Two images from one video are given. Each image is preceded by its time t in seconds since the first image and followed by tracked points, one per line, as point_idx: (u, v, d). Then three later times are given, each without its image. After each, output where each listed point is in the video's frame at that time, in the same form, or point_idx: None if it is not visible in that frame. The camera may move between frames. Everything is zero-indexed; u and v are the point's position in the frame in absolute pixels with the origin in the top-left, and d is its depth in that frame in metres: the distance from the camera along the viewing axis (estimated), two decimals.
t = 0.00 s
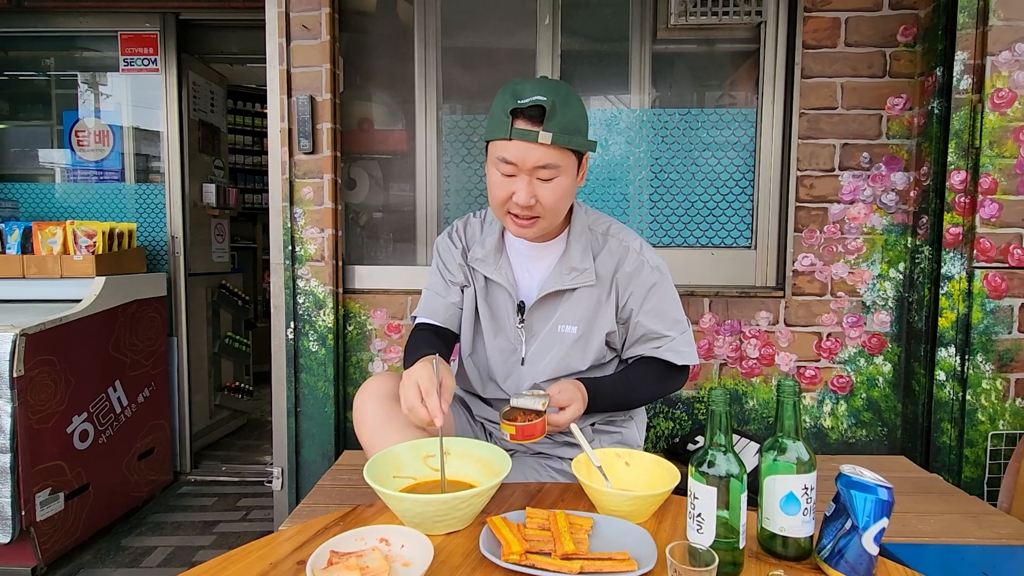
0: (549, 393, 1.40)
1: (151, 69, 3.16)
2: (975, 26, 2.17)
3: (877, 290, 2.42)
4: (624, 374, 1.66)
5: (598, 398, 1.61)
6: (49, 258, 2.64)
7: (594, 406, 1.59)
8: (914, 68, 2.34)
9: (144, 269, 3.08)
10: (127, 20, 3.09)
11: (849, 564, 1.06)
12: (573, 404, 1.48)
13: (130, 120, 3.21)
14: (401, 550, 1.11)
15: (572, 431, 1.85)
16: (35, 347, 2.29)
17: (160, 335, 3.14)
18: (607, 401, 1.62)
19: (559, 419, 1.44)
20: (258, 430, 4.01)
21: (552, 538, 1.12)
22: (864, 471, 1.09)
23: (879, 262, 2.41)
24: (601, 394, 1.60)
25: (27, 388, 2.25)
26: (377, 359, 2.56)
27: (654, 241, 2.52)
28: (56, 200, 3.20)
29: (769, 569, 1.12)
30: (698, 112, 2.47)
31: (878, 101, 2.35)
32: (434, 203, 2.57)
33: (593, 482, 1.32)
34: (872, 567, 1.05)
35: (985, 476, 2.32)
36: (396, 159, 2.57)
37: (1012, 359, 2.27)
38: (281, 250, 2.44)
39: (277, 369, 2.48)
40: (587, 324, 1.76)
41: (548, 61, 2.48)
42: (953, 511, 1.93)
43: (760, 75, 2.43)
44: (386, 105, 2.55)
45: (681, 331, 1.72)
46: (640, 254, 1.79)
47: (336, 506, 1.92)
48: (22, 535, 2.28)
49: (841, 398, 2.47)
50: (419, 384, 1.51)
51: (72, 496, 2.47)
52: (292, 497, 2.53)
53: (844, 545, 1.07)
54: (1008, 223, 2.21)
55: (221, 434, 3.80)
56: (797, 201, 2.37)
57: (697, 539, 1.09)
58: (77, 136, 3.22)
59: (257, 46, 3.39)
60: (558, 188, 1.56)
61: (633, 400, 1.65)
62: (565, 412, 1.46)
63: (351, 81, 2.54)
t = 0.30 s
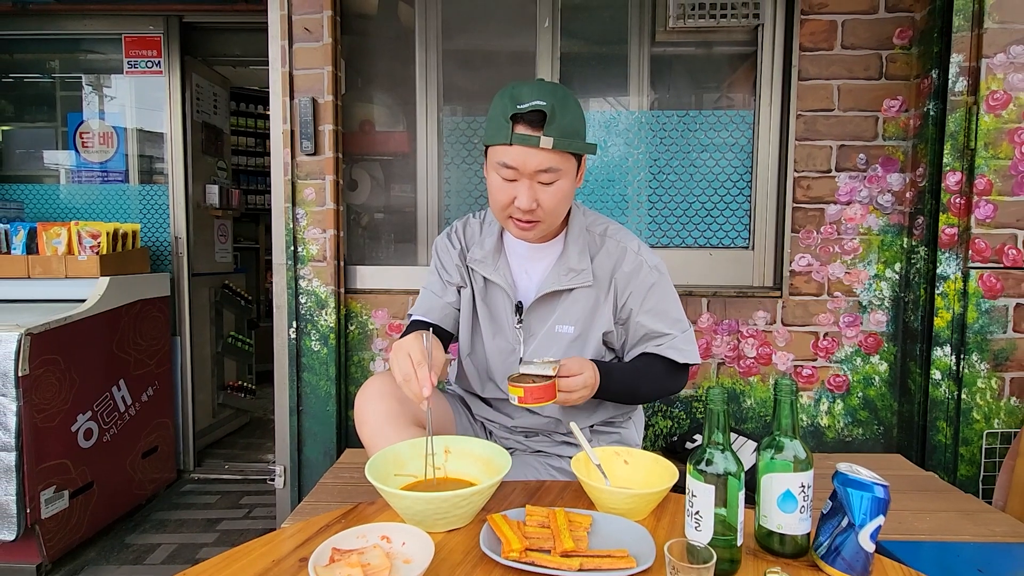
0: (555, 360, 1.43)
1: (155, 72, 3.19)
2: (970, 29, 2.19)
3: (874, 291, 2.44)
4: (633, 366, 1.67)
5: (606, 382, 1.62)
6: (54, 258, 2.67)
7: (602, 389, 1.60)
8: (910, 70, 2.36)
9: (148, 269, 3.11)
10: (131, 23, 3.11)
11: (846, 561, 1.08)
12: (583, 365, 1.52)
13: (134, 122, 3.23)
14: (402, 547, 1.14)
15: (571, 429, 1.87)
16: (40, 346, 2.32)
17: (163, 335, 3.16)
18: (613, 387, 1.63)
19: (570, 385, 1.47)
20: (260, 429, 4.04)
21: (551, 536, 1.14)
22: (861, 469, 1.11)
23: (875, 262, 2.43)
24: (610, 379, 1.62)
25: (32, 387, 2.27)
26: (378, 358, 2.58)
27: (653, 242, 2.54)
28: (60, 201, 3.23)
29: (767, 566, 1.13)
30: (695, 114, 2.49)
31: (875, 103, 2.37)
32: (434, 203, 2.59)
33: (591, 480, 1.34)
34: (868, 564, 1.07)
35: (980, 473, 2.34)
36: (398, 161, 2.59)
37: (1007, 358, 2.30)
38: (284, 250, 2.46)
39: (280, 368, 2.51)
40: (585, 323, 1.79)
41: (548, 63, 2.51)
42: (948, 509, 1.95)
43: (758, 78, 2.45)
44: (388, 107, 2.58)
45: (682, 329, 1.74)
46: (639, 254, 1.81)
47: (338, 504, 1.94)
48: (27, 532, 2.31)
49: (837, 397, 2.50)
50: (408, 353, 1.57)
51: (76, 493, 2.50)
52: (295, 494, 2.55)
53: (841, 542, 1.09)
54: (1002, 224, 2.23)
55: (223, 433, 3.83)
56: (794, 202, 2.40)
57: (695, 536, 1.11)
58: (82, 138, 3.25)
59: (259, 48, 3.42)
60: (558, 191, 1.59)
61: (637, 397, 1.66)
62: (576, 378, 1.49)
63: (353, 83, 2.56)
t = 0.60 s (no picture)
0: (564, 363, 1.44)
1: (158, 74, 3.21)
2: (965, 32, 2.21)
3: (870, 290, 2.47)
4: (643, 365, 1.68)
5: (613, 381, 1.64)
6: (59, 258, 2.70)
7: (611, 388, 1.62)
8: (906, 72, 2.39)
9: (152, 269, 3.14)
10: (134, 25, 3.14)
11: (842, 558, 1.09)
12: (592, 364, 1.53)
13: (138, 124, 3.26)
14: (403, 545, 1.16)
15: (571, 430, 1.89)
16: (45, 346, 2.34)
17: (167, 335, 3.18)
18: (622, 385, 1.65)
19: (581, 388, 1.49)
20: (262, 427, 4.07)
21: (551, 533, 1.17)
22: (857, 467, 1.13)
23: (871, 262, 2.46)
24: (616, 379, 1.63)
25: (37, 386, 2.30)
26: (380, 357, 2.61)
27: (651, 242, 2.57)
28: (65, 202, 3.26)
29: (765, 562, 1.13)
30: (693, 116, 2.51)
31: (871, 105, 2.40)
32: (435, 204, 2.62)
33: (591, 478, 1.37)
34: (864, 561, 1.08)
35: (976, 471, 2.36)
36: (399, 162, 2.62)
37: (1002, 357, 2.32)
38: (286, 251, 2.49)
39: (282, 368, 2.53)
40: (584, 326, 1.81)
41: (548, 66, 2.53)
42: (943, 506, 1.97)
43: (755, 80, 2.48)
44: (389, 109, 2.60)
45: (684, 331, 1.75)
46: (638, 256, 1.84)
47: (340, 502, 1.97)
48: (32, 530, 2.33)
49: (834, 395, 2.52)
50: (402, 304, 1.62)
51: (81, 491, 2.52)
52: (297, 492, 2.58)
53: (837, 539, 1.09)
54: (997, 225, 2.26)
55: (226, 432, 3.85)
56: (791, 203, 2.43)
57: (694, 534, 1.11)
58: (86, 139, 3.28)
59: (262, 51, 3.44)
60: (561, 194, 1.61)
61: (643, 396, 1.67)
62: (586, 381, 1.50)
63: (354, 85, 2.59)
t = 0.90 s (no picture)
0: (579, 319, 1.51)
1: (160, 75, 3.23)
2: (962, 33, 2.23)
3: (868, 290, 2.49)
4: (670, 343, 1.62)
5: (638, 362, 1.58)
6: (62, 259, 2.71)
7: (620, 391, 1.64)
8: (904, 73, 2.41)
9: (154, 269, 3.15)
10: (136, 27, 3.15)
11: (840, 557, 1.09)
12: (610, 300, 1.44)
13: (140, 125, 3.27)
14: (404, 543, 1.17)
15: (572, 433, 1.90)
16: (49, 345, 2.36)
17: (168, 334, 3.20)
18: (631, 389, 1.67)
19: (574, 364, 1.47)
20: (264, 427, 4.08)
21: (551, 531, 1.18)
22: (855, 466, 1.14)
23: (869, 262, 2.47)
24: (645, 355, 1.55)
25: (40, 385, 2.31)
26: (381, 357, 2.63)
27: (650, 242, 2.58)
28: (68, 202, 3.27)
29: (762, 561, 1.14)
30: (693, 117, 2.53)
31: (869, 106, 2.41)
32: (435, 205, 2.63)
33: (590, 477, 1.38)
34: (863, 559, 1.09)
35: (973, 470, 2.38)
36: (400, 163, 2.63)
37: (999, 357, 2.33)
38: (288, 251, 2.50)
39: (283, 367, 2.55)
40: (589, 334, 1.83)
41: (548, 67, 2.54)
42: (940, 505, 1.98)
43: (754, 81, 2.49)
44: (390, 110, 2.62)
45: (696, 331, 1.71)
46: (647, 262, 1.85)
47: (341, 500, 1.98)
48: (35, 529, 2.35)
49: (832, 395, 2.54)
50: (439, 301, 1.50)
51: (84, 490, 2.54)
52: (298, 491, 2.59)
53: (835, 538, 1.10)
54: (994, 225, 2.27)
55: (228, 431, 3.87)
56: (789, 203, 2.44)
57: (692, 532, 1.12)
58: (89, 140, 3.30)
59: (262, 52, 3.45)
60: (583, 203, 1.60)
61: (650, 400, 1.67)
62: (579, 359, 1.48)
63: (355, 86, 2.60)
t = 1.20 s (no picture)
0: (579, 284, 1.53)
1: (160, 75, 3.23)
2: (962, 33, 2.23)
3: (868, 290, 2.49)
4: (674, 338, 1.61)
5: (638, 357, 1.57)
6: (62, 259, 2.71)
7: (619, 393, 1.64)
8: (904, 73, 2.41)
9: (154, 269, 3.15)
10: (136, 26, 3.15)
11: (840, 557, 1.09)
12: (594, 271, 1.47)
13: (140, 125, 3.28)
14: (404, 543, 1.17)
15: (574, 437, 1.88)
16: (49, 345, 2.36)
17: (168, 334, 3.20)
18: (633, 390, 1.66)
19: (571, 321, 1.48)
20: (264, 427, 4.08)
21: (550, 532, 1.18)
22: (856, 466, 1.14)
23: (869, 262, 2.47)
24: (645, 349, 1.55)
25: (40, 385, 2.31)
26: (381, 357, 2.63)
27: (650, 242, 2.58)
28: (68, 202, 3.27)
29: (763, 561, 1.14)
30: (692, 117, 2.53)
31: (869, 106, 2.41)
32: (435, 205, 2.63)
33: (590, 477, 1.38)
34: (863, 559, 1.09)
35: (972, 470, 2.38)
36: (400, 163, 2.63)
37: (999, 357, 2.33)
38: (288, 251, 2.50)
39: (283, 367, 2.55)
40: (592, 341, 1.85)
41: (548, 67, 2.55)
42: (940, 505, 1.98)
43: (753, 80, 2.49)
44: (390, 110, 2.62)
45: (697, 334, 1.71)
46: (650, 267, 1.85)
47: (341, 500, 1.98)
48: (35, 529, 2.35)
49: (832, 395, 2.54)
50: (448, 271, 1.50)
51: (84, 490, 2.54)
52: (298, 491, 2.59)
53: (835, 538, 1.10)
54: (994, 225, 2.27)
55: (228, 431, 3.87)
56: (790, 203, 2.44)
57: (692, 532, 1.12)
58: (89, 140, 3.30)
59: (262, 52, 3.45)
60: (589, 204, 1.59)
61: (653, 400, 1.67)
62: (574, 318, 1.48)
63: (356, 87, 2.60)
